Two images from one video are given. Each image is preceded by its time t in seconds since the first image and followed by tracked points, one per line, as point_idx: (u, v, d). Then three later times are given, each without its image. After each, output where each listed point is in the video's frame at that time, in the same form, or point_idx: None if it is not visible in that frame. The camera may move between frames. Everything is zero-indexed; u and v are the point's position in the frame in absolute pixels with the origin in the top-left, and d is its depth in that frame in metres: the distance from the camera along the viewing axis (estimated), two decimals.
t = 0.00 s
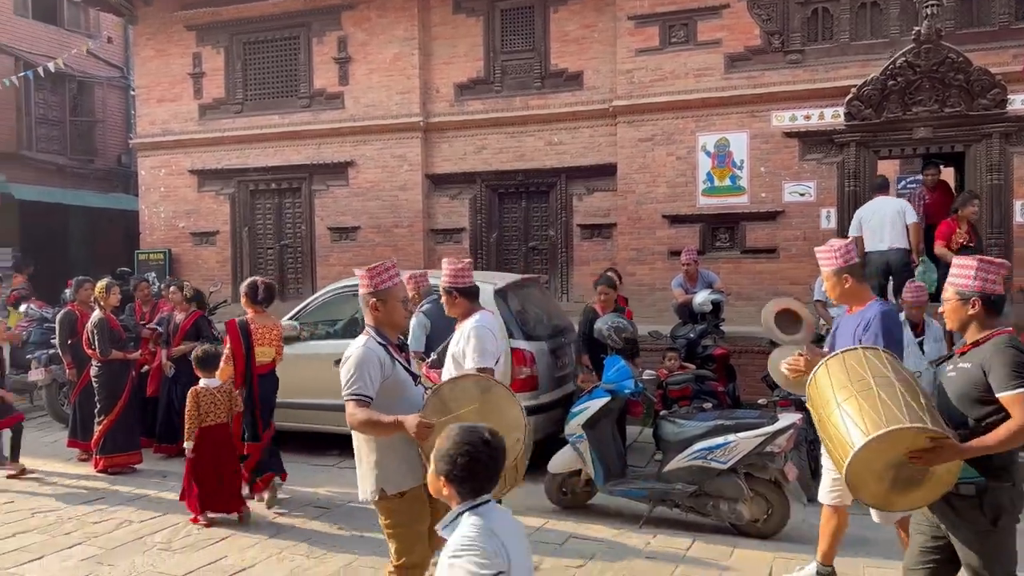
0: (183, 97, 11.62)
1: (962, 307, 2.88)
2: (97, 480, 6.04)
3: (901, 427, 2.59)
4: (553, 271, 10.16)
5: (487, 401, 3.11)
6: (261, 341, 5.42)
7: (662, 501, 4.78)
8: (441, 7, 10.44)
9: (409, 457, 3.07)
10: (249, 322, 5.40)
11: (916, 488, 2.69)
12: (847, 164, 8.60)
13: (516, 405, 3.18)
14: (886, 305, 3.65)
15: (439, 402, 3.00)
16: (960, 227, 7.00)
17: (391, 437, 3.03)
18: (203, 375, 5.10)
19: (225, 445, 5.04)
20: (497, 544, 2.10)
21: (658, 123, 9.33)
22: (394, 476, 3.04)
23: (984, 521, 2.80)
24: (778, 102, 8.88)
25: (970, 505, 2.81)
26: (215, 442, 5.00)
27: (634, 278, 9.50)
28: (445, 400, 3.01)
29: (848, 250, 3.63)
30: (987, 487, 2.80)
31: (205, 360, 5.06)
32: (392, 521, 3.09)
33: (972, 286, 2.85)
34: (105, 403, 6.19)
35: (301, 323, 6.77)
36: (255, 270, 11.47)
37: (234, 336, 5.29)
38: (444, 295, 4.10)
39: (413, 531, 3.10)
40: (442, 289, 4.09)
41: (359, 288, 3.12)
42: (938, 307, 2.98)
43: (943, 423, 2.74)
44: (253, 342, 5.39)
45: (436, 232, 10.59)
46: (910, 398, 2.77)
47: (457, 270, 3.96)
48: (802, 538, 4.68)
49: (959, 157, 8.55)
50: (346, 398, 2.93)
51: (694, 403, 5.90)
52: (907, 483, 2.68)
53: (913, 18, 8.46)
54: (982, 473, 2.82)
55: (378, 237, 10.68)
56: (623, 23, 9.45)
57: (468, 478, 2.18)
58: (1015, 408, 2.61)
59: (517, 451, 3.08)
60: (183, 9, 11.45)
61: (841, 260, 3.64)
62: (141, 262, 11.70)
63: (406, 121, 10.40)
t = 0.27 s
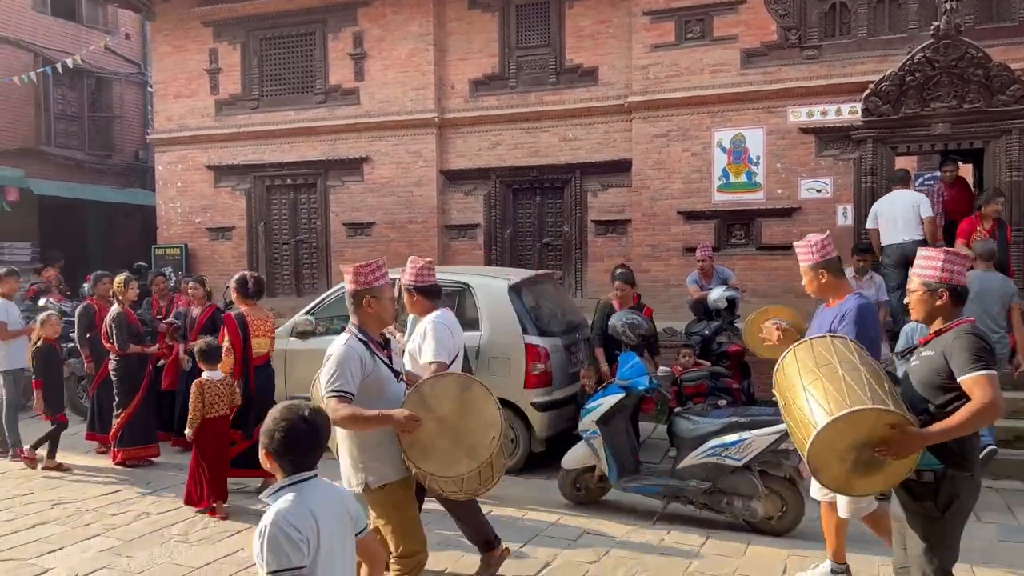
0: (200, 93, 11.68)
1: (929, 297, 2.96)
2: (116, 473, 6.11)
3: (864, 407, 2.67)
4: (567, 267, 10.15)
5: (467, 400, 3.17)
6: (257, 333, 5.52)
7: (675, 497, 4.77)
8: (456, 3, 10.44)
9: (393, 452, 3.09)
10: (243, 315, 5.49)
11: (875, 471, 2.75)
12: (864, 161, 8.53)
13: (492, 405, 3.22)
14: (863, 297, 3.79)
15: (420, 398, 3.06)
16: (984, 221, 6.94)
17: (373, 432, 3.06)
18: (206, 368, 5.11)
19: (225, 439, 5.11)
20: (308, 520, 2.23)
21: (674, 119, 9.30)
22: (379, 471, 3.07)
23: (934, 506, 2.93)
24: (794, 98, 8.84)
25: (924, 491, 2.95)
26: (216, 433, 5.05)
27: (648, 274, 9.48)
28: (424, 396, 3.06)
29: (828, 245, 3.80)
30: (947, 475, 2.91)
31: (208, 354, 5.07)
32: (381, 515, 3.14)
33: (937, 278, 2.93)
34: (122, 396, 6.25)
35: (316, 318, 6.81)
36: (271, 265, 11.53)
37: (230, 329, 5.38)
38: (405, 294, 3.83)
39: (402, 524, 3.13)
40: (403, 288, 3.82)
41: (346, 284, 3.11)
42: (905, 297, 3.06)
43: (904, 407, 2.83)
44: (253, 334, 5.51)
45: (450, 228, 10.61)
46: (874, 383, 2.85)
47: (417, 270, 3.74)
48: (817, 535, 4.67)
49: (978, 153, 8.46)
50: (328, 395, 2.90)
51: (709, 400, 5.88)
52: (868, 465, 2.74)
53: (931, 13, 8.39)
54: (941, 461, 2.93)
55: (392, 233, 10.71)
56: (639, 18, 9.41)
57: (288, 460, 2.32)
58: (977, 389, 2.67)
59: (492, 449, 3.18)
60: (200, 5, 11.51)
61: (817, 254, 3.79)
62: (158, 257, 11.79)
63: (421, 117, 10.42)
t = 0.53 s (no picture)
0: (216, 92, 11.75)
1: (914, 298, 2.82)
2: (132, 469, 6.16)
3: (848, 411, 2.55)
4: (581, 265, 10.15)
5: (449, 391, 3.12)
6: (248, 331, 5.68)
7: (688, 497, 4.78)
8: (470, 1, 10.45)
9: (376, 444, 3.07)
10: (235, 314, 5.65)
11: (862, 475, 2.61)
12: (879, 160, 8.49)
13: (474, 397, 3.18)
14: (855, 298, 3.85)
15: (402, 393, 3.03)
16: (1014, 223, 6.88)
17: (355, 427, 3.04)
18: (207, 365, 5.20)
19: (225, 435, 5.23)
20: (191, 494, 2.39)
21: (688, 117, 9.28)
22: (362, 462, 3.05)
23: (907, 499, 2.81)
24: (810, 96, 8.80)
25: (899, 482, 2.84)
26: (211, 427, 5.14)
27: (661, 273, 9.47)
28: (407, 390, 3.04)
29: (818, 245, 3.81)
30: (924, 472, 2.78)
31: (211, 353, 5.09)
32: (366, 505, 3.10)
33: (921, 279, 2.79)
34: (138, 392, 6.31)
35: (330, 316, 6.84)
36: (285, 263, 11.59)
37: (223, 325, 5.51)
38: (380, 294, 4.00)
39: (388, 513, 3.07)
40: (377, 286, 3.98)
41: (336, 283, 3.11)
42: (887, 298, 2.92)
43: (890, 410, 2.67)
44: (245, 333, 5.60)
45: (464, 227, 10.63)
46: (858, 384, 2.70)
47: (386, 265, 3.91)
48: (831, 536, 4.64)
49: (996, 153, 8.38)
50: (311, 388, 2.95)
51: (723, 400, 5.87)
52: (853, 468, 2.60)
53: (949, 11, 8.32)
54: (922, 459, 2.80)
55: (406, 231, 10.75)
56: (653, 17, 9.40)
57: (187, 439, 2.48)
58: (942, 396, 2.57)
59: (472, 441, 3.14)
60: (216, 5, 11.58)
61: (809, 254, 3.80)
62: (174, 254, 11.87)
63: (434, 115, 10.44)
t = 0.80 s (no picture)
0: (232, 92, 11.83)
1: (894, 305, 2.82)
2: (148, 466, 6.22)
3: (815, 423, 2.63)
4: (594, 266, 10.15)
5: (433, 387, 3.16)
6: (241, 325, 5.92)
7: (702, 498, 4.78)
8: (485, 2, 10.48)
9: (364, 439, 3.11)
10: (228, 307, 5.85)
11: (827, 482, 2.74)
12: (895, 160, 8.44)
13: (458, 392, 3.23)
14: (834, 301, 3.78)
15: (386, 388, 3.04)
16: None
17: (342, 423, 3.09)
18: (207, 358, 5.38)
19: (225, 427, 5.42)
20: (94, 474, 2.40)
21: (703, 118, 9.26)
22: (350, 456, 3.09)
23: (875, 507, 2.87)
24: (825, 97, 8.77)
25: (871, 490, 2.90)
26: (212, 420, 5.35)
27: (675, 274, 9.46)
28: (392, 385, 3.05)
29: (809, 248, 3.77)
30: (889, 479, 2.84)
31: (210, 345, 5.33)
32: (354, 502, 3.16)
33: (901, 285, 2.80)
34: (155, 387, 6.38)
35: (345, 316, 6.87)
36: (300, 263, 11.65)
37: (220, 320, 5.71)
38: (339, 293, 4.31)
39: (374, 512, 3.15)
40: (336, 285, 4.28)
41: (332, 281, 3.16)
42: (868, 305, 2.92)
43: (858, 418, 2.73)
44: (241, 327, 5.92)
45: (477, 227, 10.65)
46: (829, 395, 2.74)
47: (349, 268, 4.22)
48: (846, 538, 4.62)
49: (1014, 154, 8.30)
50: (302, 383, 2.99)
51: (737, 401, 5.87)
52: (821, 478, 2.73)
53: (966, 11, 8.27)
54: (889, 465, 2.86)
55: (420, 231, 10.78)
56: (668, 17, 9.39)
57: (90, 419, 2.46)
58: (923, 410, 2.58)
59: (457, 435, 3.17)
60: (232, 6, 11.67)
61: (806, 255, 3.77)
62: (190, 254, 11.95)
63: (449, 116, 10.48)
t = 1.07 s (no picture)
0: (251, 94, 11.92)
1: (866, 303, 2.79)
2: (166, 466, 6.27)
3: (774, 417, 2.59)
4: (610, 268, 10.13)
5: (417, 391, 3.19)
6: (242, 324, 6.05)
7: (720, 502, 4.75)
8: (502, 4, 10.49)
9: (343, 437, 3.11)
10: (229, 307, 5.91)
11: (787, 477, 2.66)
12: (916, 162, 8.37)
13: (445, 395, 3.24)
14: (818, 302, 3.65)
15: (370, 392, 3.09)
16: None
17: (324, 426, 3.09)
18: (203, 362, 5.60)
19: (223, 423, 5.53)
20: (7, 473, 2.38)
21: (720, 120, 9.23)
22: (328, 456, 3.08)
23: (842, 507, 2.85)
24: (844, 99, 8.71)
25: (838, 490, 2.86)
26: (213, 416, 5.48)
27: (692, 276, 9.43)
28: (376, 389, 3.10)
29: (798, 245, 3.59)
30: (853, 477, 2.81)
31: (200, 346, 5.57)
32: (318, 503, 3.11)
33: (874, 283, 2.78)
34: (173, 387, 6.37)
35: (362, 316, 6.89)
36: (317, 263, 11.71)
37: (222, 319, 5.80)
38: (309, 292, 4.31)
39: (332, 516, 3.10)
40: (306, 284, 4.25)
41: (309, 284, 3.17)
42: (841, 302, 2.90)
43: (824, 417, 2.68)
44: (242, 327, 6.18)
45: (493, 228, 10.66)
46: (795, 391, 2.69)
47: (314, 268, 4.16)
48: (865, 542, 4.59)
49: None
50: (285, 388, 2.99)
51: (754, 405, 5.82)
52: (777, 471, 2.65)
53: (988, 12, 8.20)
54: (852, 465, 2.81)
55: (436, 232, 10.81)
56: (686, 19, 9.37)
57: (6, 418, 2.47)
58: (885, 409, 2.52)
59: (444, 437, 3.18)
60: (251, 8, 11.75)
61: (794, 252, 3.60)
62: (210, 254, 12.04)
63: (466, 117, 10.50)
